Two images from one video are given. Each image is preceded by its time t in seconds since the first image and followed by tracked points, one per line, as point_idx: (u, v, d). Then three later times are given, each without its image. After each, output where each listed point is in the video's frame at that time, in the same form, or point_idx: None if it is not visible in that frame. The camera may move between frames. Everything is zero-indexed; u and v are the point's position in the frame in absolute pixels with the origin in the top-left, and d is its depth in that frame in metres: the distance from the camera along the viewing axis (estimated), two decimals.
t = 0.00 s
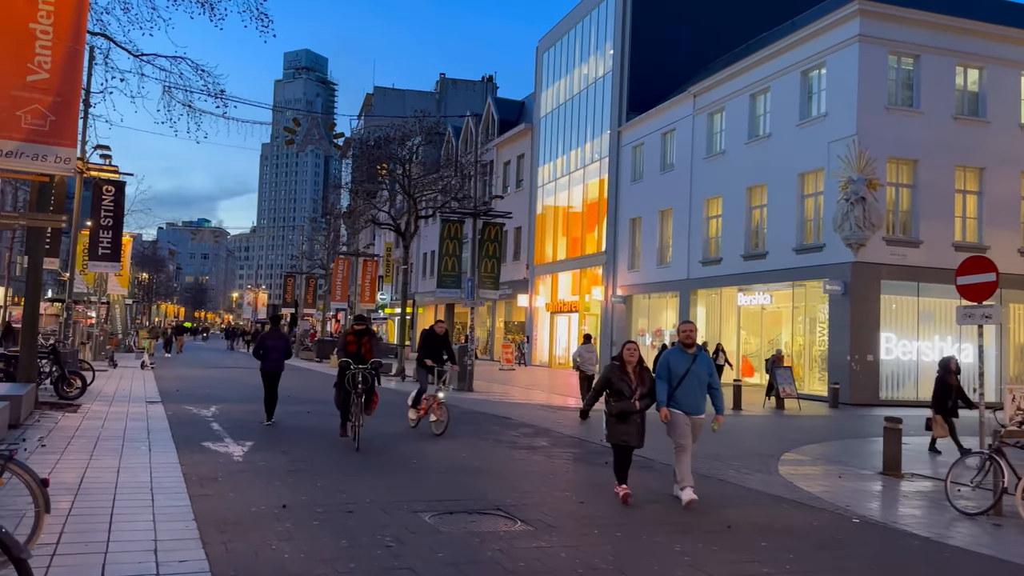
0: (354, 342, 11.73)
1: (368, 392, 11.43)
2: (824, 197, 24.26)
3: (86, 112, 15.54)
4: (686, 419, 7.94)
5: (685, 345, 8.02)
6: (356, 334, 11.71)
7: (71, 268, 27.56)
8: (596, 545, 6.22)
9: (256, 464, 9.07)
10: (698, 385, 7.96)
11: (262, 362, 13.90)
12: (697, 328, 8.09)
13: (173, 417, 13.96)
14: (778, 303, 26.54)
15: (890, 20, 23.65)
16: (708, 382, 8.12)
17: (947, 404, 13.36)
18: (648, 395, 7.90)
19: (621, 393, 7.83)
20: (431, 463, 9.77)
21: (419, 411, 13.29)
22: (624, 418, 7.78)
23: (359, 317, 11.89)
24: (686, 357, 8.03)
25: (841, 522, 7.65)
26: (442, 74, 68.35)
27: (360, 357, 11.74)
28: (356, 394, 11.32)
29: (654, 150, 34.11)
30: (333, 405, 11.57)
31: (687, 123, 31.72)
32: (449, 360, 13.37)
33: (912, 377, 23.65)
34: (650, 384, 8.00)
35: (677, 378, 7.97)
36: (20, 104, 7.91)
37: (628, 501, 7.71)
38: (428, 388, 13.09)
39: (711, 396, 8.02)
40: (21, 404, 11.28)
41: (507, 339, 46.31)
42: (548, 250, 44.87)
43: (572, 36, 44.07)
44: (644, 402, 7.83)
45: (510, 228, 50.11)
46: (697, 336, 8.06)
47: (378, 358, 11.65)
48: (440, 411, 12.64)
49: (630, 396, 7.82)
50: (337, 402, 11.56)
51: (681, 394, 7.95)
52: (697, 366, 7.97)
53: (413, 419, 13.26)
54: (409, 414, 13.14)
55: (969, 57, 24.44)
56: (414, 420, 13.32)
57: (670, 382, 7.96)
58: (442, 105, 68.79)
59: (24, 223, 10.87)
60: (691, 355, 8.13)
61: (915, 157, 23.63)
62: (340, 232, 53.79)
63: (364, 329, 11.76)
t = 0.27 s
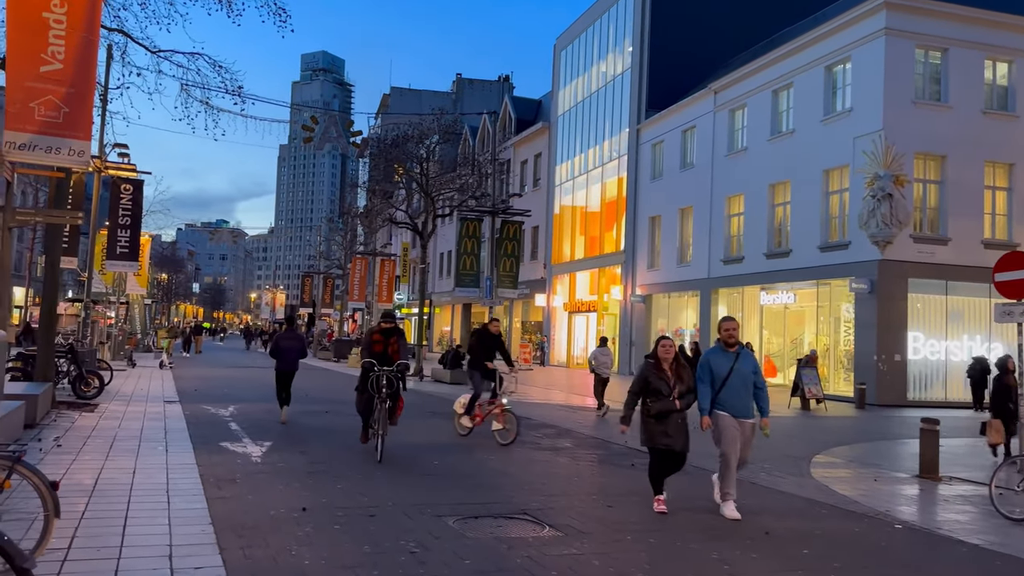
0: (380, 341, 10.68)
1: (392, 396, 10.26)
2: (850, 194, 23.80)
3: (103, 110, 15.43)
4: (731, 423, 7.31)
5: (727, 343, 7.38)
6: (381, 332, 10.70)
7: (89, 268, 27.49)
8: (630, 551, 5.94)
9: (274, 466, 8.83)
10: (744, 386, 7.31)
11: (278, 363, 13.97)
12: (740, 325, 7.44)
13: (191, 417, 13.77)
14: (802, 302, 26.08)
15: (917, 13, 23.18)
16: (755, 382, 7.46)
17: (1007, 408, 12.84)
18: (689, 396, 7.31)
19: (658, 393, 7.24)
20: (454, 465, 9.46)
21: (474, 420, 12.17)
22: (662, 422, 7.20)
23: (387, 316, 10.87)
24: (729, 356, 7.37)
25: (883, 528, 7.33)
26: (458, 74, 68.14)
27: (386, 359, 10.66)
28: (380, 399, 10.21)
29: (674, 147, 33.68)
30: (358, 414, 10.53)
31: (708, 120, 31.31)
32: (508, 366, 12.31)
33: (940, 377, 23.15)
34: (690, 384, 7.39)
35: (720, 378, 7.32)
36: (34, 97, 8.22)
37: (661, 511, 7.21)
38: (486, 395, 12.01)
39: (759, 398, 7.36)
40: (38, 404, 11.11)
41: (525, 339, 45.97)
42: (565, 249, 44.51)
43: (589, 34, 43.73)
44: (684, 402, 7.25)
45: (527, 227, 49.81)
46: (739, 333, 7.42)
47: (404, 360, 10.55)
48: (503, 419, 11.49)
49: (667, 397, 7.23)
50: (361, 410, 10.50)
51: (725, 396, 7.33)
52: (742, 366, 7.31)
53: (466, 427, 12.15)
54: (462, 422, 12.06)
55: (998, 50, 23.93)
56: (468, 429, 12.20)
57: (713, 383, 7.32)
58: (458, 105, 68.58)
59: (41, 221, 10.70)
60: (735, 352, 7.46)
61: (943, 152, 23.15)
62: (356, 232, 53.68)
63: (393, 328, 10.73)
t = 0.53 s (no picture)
0: (410, 345, 9.25)
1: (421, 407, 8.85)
2: (878, 193, 23.32)
3: (122, 110, 15.28)
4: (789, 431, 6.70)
5: (782, 345, 6.77)
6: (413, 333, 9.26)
7: (109, 269, 27.45)
8: (668, 568, 5.61)
9: (293, 472, 8.56)
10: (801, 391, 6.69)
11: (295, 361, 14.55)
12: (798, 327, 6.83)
13: (209, 420, 13.55)
14: (828, 303, 25.59)
15: (947, 7, 22.66)
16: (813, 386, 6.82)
17: None
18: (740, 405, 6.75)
19: (705, 402, 6.70)
20: (478, 472, 9.15)
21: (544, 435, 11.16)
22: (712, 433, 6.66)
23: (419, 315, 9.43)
24: (783, 360, 6.75)
25: (933, 542, 6.95)
26: (475, 74, 67.89)
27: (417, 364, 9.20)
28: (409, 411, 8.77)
29: (696, 146, 33.23)
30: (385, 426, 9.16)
31: (730, 118, 30.87)
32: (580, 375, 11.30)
33: (971, 380, 22.60)
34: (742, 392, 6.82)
35: (775, 383, 6.71)
36: (46, 92, 8.08)
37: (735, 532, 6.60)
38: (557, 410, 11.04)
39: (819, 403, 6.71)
40: (54, 407, 10.91)
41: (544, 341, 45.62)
42: (584, 250, 44.13)
43: (608, 32, 43.35)
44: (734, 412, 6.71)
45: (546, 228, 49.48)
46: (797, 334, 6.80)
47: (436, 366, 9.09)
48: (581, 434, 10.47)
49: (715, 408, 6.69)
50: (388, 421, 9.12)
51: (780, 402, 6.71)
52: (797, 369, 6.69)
53: (535, 442, 11.14)
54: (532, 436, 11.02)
55: None
56: (536, 443, 11.19)
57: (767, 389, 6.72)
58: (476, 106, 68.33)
59: (59, 222, 10.49)
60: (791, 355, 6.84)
61: (974, 149, 22.62)
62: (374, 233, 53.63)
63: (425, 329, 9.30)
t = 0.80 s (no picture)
0: (446, 346, 8.12)
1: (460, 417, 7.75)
2: (908, 190, 22.82)
3: (142, 108, 15.16)
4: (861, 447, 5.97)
5: (858, 349, 6.02)
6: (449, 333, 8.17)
7: (130, 269, 27.42)
8: None
9: (315, 476, 8.30)
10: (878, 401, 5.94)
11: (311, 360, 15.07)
12: (878, 329, 6.09)
13: (229, 421, 13.33)
14: (856, 303, 25.10)
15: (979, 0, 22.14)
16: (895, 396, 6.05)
17: None
18: (806, 412, 6.07)
19: (769, 409, 6.01)
20: (505, 476, 8.86)
21: (626, 449, 10.02)
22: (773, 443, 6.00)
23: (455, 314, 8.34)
24: (860, 365, 6.03)
25: (985, 553, 6.61)
26: (494, 75, 67.63)
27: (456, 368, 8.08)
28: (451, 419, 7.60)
29: (719, 144, 32.79)
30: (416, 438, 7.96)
31: (755, 115, 30.43)
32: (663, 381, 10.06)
33: (1005, 382, 22.04)
34: (809, 400, 6.11)
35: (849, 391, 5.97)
36: (64, 85, 8.16)
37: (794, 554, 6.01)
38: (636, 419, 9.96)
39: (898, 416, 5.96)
40: (73, 408, 10.72)
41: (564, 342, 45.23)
42: (604, 250, 43.71)
43: (629, 30, 42.91)
44: (800, 419, 6.02)
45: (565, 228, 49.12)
46: (877, 338, 6.05)
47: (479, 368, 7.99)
48: (669, 449, 9.30)
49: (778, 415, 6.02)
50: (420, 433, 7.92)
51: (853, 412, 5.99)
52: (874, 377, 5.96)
53: (617, 456, 10.02)
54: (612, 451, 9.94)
55: None
56: (617, 458, 10.07)
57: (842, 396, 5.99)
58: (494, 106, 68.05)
59: (78, 219, 10.34)
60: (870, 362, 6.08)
61: (1006, 146, 22.10)
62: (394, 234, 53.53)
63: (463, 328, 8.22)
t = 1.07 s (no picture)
0: (495, 351, 6.74)
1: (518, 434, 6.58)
2: (940, 188, 22.31)
3: (162, 108, 15.02)
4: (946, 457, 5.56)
5: (943, 349, 5.59)
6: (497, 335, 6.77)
7: (151, 271, 27.39)
8: None
9: (339, 484, 8.05)
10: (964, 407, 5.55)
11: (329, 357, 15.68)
12: (962, 326, 5.66)
13: (250, 424, 13.14)
14: (885, 304, 24.58)
15: None
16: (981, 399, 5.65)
17: None
18: (879, 424, 5.60)
19: (836, 423, 5.54)
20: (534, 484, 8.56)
21: (720, 470, 8.83)
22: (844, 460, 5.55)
23: (500, 311, 6.93)
24: (946, 370, 5.59)
25: None
26: (513, 75, 67.32)
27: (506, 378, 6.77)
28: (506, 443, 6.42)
29: (743, 143, 32.32)
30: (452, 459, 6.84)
31: (780, 113, 29.95)
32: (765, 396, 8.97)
33: None
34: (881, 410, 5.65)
35: (933, 396, 5.56)
36: (80, 81, 8.03)
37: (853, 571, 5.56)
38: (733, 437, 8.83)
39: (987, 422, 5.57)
40: (93, 412, 10.55)
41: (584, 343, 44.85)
42: (625, 251, 43.26)
43: (650, 29, 42.47)
44: (872, 435, 5.55)
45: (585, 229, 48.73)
46: (962, 338, 5.62)
47: (536, 381, 6.73)
48: (771, 473, 8.18)
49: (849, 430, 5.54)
50: (460, 455, 6.76)
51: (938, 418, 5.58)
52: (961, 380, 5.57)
53: (710, 479, 8.82)
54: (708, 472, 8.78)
55: None
56: (709, 481, 8.87)
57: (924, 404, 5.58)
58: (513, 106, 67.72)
59: (96, 219, 10.16)
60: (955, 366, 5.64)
61: None
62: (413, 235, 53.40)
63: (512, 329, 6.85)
